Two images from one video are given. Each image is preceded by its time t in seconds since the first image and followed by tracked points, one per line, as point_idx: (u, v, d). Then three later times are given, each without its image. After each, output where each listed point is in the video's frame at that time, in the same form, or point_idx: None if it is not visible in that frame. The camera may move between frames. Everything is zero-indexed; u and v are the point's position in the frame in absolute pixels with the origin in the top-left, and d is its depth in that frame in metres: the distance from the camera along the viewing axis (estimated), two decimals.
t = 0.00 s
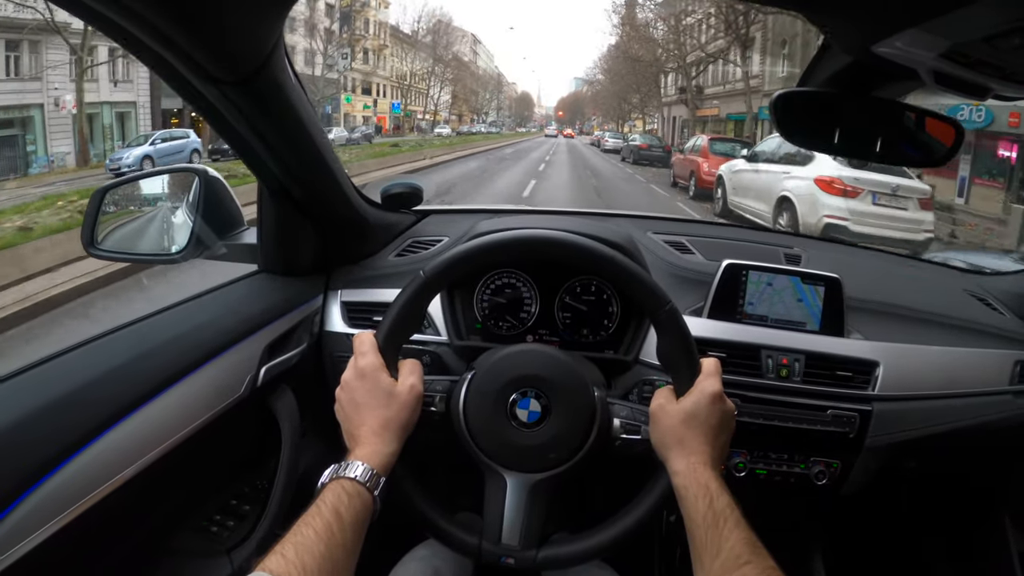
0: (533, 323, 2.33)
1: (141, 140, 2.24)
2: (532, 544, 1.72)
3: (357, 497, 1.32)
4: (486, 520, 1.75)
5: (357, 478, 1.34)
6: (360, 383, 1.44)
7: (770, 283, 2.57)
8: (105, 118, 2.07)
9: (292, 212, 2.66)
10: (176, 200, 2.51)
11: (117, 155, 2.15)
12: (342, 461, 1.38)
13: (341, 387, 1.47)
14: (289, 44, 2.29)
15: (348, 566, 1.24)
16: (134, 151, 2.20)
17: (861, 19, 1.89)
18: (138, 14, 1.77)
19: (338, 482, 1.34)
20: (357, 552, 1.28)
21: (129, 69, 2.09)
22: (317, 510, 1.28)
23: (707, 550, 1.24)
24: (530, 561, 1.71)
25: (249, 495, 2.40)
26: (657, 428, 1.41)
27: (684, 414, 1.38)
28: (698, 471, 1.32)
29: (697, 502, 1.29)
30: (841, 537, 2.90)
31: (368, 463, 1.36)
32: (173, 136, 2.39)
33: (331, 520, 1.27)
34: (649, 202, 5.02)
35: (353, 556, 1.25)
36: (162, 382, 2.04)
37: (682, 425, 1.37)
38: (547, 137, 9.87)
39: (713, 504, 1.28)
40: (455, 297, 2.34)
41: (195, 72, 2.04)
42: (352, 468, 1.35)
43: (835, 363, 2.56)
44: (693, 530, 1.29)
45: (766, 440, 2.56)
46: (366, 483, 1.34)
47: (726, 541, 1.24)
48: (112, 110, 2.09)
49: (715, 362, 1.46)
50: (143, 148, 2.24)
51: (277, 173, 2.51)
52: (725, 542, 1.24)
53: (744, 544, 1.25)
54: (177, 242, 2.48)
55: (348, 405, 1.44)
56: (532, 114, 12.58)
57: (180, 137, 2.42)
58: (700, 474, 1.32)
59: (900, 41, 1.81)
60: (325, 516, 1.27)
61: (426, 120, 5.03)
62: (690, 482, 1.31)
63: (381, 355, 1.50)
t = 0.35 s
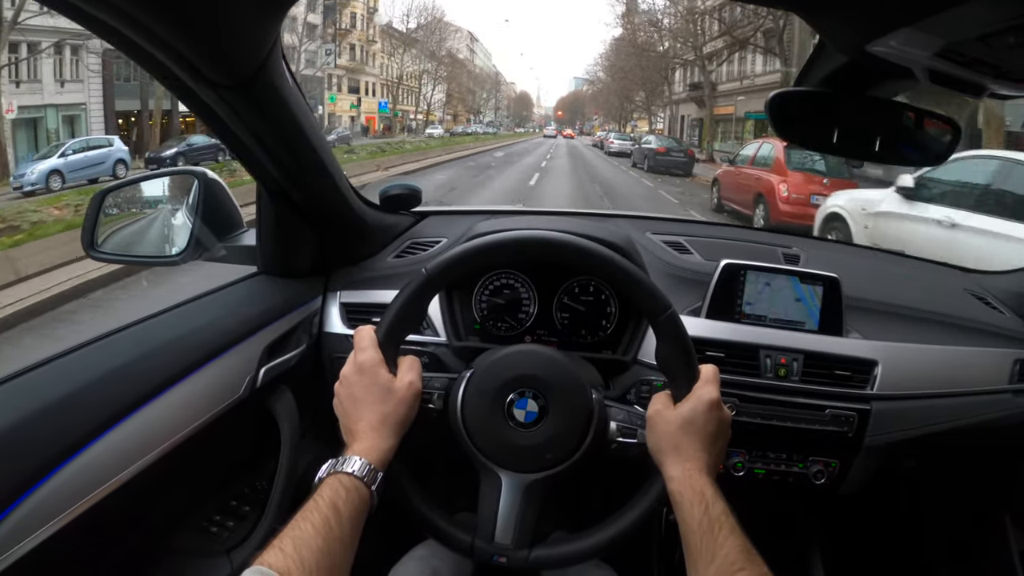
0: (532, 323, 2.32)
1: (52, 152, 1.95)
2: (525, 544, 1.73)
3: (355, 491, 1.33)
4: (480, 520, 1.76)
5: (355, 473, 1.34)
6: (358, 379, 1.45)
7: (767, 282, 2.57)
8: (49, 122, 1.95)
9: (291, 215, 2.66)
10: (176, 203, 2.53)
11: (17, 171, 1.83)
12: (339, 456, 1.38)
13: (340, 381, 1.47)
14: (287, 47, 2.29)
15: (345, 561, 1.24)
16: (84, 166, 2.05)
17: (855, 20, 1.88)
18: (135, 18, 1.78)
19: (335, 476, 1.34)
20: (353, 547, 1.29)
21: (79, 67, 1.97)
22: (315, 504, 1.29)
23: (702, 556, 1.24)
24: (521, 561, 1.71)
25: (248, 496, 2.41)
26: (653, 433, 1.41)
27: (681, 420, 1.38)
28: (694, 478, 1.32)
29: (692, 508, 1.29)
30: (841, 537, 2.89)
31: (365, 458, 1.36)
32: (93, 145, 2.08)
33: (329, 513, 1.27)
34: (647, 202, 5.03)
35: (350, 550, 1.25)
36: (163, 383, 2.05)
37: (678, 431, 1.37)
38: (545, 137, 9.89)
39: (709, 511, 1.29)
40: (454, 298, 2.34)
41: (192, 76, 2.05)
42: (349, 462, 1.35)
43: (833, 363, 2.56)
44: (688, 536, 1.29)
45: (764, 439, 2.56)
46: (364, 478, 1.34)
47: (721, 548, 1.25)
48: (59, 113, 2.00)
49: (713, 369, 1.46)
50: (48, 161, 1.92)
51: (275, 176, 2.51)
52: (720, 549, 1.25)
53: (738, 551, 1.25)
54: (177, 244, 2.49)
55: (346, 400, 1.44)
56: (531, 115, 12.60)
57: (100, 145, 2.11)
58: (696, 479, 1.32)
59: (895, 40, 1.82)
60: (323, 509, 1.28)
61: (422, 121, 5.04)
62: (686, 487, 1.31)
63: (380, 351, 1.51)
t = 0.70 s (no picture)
0: (536, 323, 2.33)
1: None
2: (530, 542, 1.74)
3: (361, 492, 1.34)
4: (487, 518, 1.77)
5: (361, 473, 1.35)
6: (363, 379, 1.46)
7: (771, 282, 2.60)
8: None
9: (296, 215, 2.67)
10: (179, 203, 2.55)
11: None
12: (345, 456, 1.39)
13: (346, 382, 1.49)
14: (292, 48, 2.31)
15: (351, 561, 1.25)
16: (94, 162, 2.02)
17: (859, 20, 1.89)
18: (143, 19, 1.79)
19: (342, 477, 1.35)
20: (360, 547, 1.30)
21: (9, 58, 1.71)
22: (322, 505, 1.30)
23: (707, 553, 1.25)
24: (527, 559, 1.72)
25: (253, 495, 2.42)
26: (658, 432, 1.43)
27: (685, 419, 1.39)
28: (699, 476, 1.33)
29: (697, 507, 1.30)
30: (843, 536, 2.91)
31: (371, 458, 1.37)
32: None
33: (336, 514, 1.28)
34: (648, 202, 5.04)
35: (357, 551, 1.26)
36: (168, 384, 2.06)
37: (683, 430, 1.39)
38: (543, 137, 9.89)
39: (713, 509, 1.30)
40: (458, 298, 2.36)
41: (199, 77, 2.06)
42: (356, 463, 1.36)
43: (836, 362, 2.56)
44: (693, 534, 1.30)
45: (768, 439, 2.57)
46: (371, 478, 1.35)
47: (726, 545, 1.26)
48: None
49: (717, 368, 1.47)
50: None
51: (281, 176, 2.52)
52: (725, 546, 1.26)
53: (743, 549, 1.26)
54: (181, 245, 2.51)
55: (352, 401, 1.46)
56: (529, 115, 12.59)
57: None
58: (701, 478, 1.34)
59: (898, 41, 1.83)
60: (329, 510, 1.29)
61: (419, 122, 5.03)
62: (691, 486, 1.32)
63: (385, 351, 1.52)
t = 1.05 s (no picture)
0: (536, 323, 2.30)
1: None
2: (531, 544, 1.71)
3: (357, 493, 1.31)
4: (486, 520, 1.73)
5: (359, 475, 1.32)
6: (360, 380, 1.43)
7: (774, 281, 2.55)
8: None
9: (294, 214, 2.65)
10: (179, 203, 2.53)
11: None
12: (343, 458, 1.36)
13: (342, 382, 1.46)
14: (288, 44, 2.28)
15: (348, 566, 1.23)
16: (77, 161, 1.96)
17: (864, 13, 1.85)
18: (144, 22, 1.78)
19: (339, 479, 1.33)
20: (357, 549, 1.27)
21: None
22: (318, 508, 1.27)
23: (710, 555, 1.23)
24: (527, 561, 1.68)
25: (251, 497, 2.39)
26: (660, 432, 1.40)
27: (687, 419, 1.36)
28: (701, 477, 1.30)
29: (699, 508, 1.27)
30: (847, 537, 2.88)
31: (369, 459, 1.34)
32: None
33: (332, 518, 1.26)
34: (648, 202, 5.01)
35: (354, 553, 1.24)
36: (164, 384, 2.04)
37: (685, 430, 1.36)
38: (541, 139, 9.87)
39: (716, 511, 1.27)
40: (458, 296, 2.34)
41: (194, 75, 2.04)
42: (354, 464, 1.34)
43: (840, 361, 2.54)
44: (695, 536, 1.27)
45: (771, 439, 2.54)
46: (368, 480, 1.33)
47: (729, 546, 1.23)
48: None
49: (719, 366, 1.44)
50: None
51: (277, 174, 2.50)
52: (728, 548, 1.23)
53: (747, 550, 1.23)
54: (180, 245, 2.48)
55: (349, 402, 1.43)
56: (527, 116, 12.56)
57: None
58: (703, 479, 1.30)
59: (903, 34, 1.80)
60: (325, 513, 1.26)
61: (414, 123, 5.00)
62: (693, 486, 1.29)
63: (382, 351, 1.49)
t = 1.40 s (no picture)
0: (541, 327, 2.33)
1: None
2: (538, 547, 1.73)
3: (367, 498, 1.34)
4: (493, 522, 1.76)
5: (367, 479, 1.35)
6: (369, 386, 1.46)
7: (777, 286, 2.58)
8: None
9: (301, 219, 2.68)
10: (185, 206, 2.54)
11: None
12: (351, 462, 1.39)
13: (350, 389, 1.48)
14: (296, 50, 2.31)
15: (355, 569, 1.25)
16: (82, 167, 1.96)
17: (867, 23, 1.87)
18: (149, 24, 1.80)
19: (348, 483, 1.35)
20: (365, 552, 1.29)
21: None
22: (326, 511, 1.29)
23: (714, 554, 1.25)
24: (535, 564, 1.71)
25: (258, 499, 2.42)
26: (664, 434, 1.42)
27: (692, 421, 1.38)
28: (705, 478, 1.32)
29: (703, 508, 1.30)
30: (849, 540, 2.89)
31: (377, 464, 1.37)
32: None
33: (340, 521, 1.28)
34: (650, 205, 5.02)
35: (362, 556, 1.26)
36: (173, 388, 2.07)
37: (689, 432, 1.38)
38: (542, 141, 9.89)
39: (720, 510, 1.30)
40: (463, 301, 2.37)
41: (205, 82, 2.07)
42: (361, 468, 1.36)
43: (842, 366, 2.56)
44: (700, 535, 1.30)
45: (774, 443, 2.56)
46: (376, 485, 1.36)
47: (733, 545, 1.26)
48: None
49: (722, 369, 1.46)
50: None
51: (285, 179, 2.52)
52: (732, 547, 1.26)
53: (751, 549, 1.25)
54: (186, 248, 2.51)
55: (358, 407, 1.45)
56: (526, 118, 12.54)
57: None
58: (707, 480, 1.33)
59: (905, 44, 1.83)
60: (334, 515, 1.29)
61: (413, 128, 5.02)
62: (698, 487, 1.32)
63: (391, 357, 1.51)
